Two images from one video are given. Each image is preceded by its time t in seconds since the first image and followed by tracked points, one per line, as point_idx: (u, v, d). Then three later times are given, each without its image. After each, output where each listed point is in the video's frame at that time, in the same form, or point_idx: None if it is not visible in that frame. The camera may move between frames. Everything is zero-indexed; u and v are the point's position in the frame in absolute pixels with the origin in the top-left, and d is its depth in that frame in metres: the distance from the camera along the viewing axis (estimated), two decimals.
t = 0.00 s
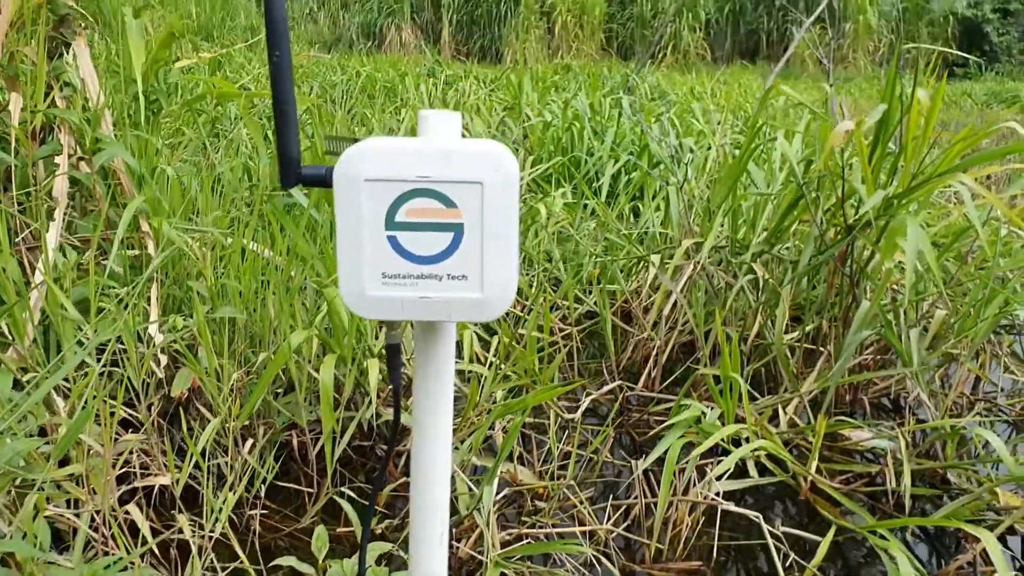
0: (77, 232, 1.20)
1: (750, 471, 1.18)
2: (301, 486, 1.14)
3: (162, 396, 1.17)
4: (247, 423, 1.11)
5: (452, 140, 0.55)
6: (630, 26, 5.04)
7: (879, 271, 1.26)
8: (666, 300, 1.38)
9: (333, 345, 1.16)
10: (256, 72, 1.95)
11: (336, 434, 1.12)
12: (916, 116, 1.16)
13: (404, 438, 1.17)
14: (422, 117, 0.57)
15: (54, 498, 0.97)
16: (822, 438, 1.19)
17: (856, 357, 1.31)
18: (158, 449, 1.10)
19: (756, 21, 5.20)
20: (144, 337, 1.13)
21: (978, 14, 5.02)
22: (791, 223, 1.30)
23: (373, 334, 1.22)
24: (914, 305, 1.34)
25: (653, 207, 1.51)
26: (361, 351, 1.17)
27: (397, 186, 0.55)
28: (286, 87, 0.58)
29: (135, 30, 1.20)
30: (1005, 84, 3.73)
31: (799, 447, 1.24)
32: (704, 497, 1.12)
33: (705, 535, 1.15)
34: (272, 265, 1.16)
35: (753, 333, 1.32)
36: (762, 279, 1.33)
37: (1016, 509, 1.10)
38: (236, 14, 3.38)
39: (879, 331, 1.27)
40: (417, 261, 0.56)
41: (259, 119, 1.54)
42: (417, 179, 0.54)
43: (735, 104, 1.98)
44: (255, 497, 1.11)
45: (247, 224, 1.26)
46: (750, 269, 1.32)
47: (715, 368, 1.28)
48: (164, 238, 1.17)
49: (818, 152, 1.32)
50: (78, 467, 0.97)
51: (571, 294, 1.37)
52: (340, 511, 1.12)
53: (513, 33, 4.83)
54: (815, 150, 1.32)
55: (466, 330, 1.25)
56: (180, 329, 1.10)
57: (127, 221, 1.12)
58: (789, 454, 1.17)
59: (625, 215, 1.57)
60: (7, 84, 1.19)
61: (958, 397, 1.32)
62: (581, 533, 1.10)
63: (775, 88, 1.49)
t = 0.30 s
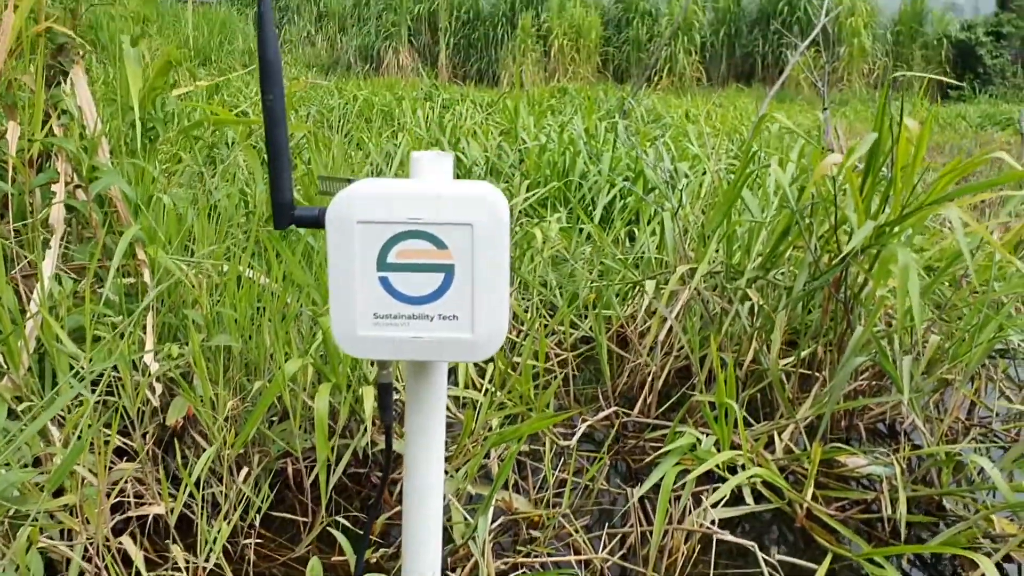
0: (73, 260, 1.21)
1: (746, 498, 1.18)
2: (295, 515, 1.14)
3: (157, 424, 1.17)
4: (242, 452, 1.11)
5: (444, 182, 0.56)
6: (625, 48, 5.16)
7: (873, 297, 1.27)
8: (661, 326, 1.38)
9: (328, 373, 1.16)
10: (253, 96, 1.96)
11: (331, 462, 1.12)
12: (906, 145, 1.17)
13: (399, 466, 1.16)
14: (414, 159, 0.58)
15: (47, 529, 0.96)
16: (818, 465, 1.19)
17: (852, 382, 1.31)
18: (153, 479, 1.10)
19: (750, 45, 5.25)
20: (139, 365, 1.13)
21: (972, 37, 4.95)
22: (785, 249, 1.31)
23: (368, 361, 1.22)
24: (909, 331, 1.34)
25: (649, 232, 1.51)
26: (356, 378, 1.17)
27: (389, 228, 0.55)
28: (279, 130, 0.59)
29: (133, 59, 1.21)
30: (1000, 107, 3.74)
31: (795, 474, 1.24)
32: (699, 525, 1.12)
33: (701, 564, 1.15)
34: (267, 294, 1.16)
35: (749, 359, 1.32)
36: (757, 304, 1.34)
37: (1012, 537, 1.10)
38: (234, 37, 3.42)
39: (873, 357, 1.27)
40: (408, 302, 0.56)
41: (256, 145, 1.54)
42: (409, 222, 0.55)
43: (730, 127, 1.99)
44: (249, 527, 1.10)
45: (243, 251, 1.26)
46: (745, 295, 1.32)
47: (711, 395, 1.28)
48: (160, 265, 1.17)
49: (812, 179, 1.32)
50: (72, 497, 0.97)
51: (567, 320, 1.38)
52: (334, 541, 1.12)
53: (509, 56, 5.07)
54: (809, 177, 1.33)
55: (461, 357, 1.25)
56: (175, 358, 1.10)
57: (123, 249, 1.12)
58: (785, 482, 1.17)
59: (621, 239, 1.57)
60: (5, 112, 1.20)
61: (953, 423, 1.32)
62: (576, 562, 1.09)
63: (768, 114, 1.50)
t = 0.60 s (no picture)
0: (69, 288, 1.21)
1: (742, 526, 1.18)
2: (290, 544, 1.14)
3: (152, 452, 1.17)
4: (237, 482, 1.11)
5: (437, 227, 0.56)
6: (621, 70, 5.24)
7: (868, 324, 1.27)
8: (656, 351, 1.38)
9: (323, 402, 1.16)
10: (250, 121, 1.98)
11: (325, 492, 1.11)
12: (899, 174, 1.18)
13: (395, 495, 1.16)
14: (408, 203, 0.58)
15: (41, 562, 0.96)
16: (814, 492, 1.19)
17: (847, 408, 1.31)
18: (148, 509, 1.10)
19: (745, 66, 5.30)
20: (133, 394, 1.13)
21: (964, 59, 5.23)
22: (779, 275, 1.31)
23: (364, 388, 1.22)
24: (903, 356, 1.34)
25: (644, 256, 1.52)
26: (351, 406, 1.17)
27: (382, 273, 0.55)
28: (275, 176, 0.59)
29: (130, 87, 1.21)
30: (993, 128, 3.78)
31: (791, 501, 1.24)
32: (695, 554, 1.11)
33: None
34: (262, 322, 1.16)
35: (744, 385, 1.32)
36: (752, 330, 1.34)
37: (1009, 565, 1.10)
38: (232, 62, 3.47)
39: (868, 383, 1.27)
40: (402, 347, 0.56)
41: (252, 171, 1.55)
42: (402, 267, 0.55)
43: (725, 149, 2.00)
44: (244, 557, 1.10)
45: (239, 279, 1.26)
46: (740, 321, 1.32)
47: (706, 421, 1.28)
48: (156, 294, 1.17)
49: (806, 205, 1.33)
50: (66, 529, 0.97)
51: (562, 345, 1.38)
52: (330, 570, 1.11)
53: (506, 78, 5.15)
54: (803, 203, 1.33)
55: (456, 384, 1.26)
56: (170, 387, 1.10)
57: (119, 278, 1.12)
58: (781, 509, 1.17)
59: (616, 263, 1.58)
60: (2, 140, 1.20)
61: (949, 448, 1.32)
62: None
63: (762, 140, 1.51)
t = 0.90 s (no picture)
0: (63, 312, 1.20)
1: (738, 548, 1.17)
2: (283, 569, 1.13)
3: (145, 477, 1.17)
4: (230, 507, 1.10)
5: (429, 262, 0.56)
6: (614, 88, 5.26)
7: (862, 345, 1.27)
8: (651, 372, 1.38)
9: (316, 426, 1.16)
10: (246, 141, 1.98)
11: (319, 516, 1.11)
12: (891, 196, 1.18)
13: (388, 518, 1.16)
14: (400, 237, 0.58)
15: None
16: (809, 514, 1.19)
17: (841, 429, 1.31)
18: (140, 534, 1.09)
19: (738, 84, 5.32)
20: (127, 418, 1.12)
21: (957, 76, 5.27)
22: (773, 296, 1.31)
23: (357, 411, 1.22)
24: (897, 376, 1.34)
25: (639, 276, 1.52)
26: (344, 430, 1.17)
27: (374, 308, 0.55)
28: (267, 212, 0.59)
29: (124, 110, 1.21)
30: (984, 148, 3.80)
31: (786, 522, 1.24)
32: None
33: None
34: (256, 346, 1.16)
35: (739, 405, 1.32)
36: (747, 350, 1.34)
37: None
38: (226, 79, 3.48)
39: (862, 404, 1.27)
40: (393, 382, 0.56)
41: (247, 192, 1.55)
42: (393, 302, 0.55)
43: (719, 167, 2.01)
44: None
45: (232, 302, 1.26)
46: (734, 341, 1.32)
47: (701, 443, 1.28)
48: (150, 317, 1.17)
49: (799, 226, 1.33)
50: (57, 555, 0.96)
51: (557, 366, 1.38)
52: None
53: (500, 96, 5.17)
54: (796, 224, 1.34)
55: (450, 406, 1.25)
56: (163, 412, 1.10)
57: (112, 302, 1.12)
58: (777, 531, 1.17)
59: (611, 283, 1.58)
60: None
61: (943, 469, 1.32)
62: None
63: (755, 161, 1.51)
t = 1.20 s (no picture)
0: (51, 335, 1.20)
1: (729, 569, 1.17)
2: None
3: (134, 500, 1.16)
4: (218, 530, 1.09)
5: (411, 295, 0.56)
6: (608, 105, 5.29)
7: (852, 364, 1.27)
8: (642, 392, 1.38)
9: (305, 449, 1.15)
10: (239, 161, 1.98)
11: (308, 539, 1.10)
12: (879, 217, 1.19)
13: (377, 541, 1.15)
14: (382, 269, 0.58)
15: None
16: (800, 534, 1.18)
17: (833, 448, 1.30)
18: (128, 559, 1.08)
19: (731, 100, 5.35)
20: (115, 442, 1.12)
21: (948, 93, 5.30)
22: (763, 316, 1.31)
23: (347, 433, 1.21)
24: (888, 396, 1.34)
25: (630, 295, 1.52)
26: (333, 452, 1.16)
27: (356, 341, 0.55)
28: (248, 246, 0.60)
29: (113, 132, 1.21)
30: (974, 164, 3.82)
31: (778, 542, 1.23)
32: None
33: None
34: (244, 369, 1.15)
35: (730, 425, 1.32)
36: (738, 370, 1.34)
37: None
38: (220, 100, 3.49)
39: (853, 423, 1.27)
40: (375, 415, 0.56)
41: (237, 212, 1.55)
42: (375, 335, 0.55)
43: (710, 185, 2.02)
44: None
45: (221, 324, 1.26)
46: (725, 360, 1.32)
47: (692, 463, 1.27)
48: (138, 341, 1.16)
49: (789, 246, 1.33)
50: None
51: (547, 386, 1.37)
52: None
53: (492, 113, 5.19)
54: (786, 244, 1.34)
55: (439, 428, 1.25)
56: (151, 436, 1.09)
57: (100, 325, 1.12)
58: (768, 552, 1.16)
59: (602, 302, 1.58)
60: None
61: (935, 488, 1.31)
62: None
63: (745, 180, 1.52)
